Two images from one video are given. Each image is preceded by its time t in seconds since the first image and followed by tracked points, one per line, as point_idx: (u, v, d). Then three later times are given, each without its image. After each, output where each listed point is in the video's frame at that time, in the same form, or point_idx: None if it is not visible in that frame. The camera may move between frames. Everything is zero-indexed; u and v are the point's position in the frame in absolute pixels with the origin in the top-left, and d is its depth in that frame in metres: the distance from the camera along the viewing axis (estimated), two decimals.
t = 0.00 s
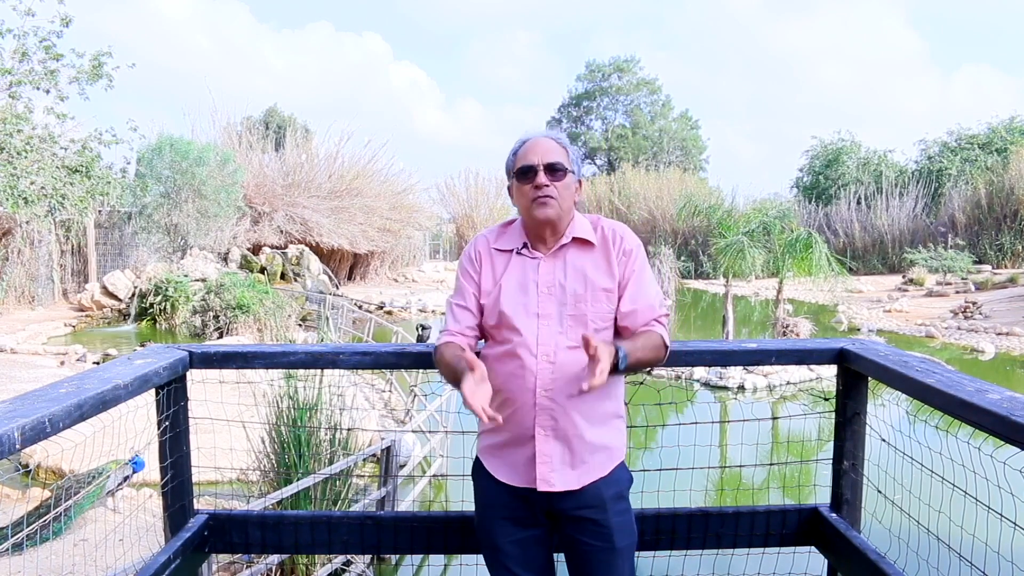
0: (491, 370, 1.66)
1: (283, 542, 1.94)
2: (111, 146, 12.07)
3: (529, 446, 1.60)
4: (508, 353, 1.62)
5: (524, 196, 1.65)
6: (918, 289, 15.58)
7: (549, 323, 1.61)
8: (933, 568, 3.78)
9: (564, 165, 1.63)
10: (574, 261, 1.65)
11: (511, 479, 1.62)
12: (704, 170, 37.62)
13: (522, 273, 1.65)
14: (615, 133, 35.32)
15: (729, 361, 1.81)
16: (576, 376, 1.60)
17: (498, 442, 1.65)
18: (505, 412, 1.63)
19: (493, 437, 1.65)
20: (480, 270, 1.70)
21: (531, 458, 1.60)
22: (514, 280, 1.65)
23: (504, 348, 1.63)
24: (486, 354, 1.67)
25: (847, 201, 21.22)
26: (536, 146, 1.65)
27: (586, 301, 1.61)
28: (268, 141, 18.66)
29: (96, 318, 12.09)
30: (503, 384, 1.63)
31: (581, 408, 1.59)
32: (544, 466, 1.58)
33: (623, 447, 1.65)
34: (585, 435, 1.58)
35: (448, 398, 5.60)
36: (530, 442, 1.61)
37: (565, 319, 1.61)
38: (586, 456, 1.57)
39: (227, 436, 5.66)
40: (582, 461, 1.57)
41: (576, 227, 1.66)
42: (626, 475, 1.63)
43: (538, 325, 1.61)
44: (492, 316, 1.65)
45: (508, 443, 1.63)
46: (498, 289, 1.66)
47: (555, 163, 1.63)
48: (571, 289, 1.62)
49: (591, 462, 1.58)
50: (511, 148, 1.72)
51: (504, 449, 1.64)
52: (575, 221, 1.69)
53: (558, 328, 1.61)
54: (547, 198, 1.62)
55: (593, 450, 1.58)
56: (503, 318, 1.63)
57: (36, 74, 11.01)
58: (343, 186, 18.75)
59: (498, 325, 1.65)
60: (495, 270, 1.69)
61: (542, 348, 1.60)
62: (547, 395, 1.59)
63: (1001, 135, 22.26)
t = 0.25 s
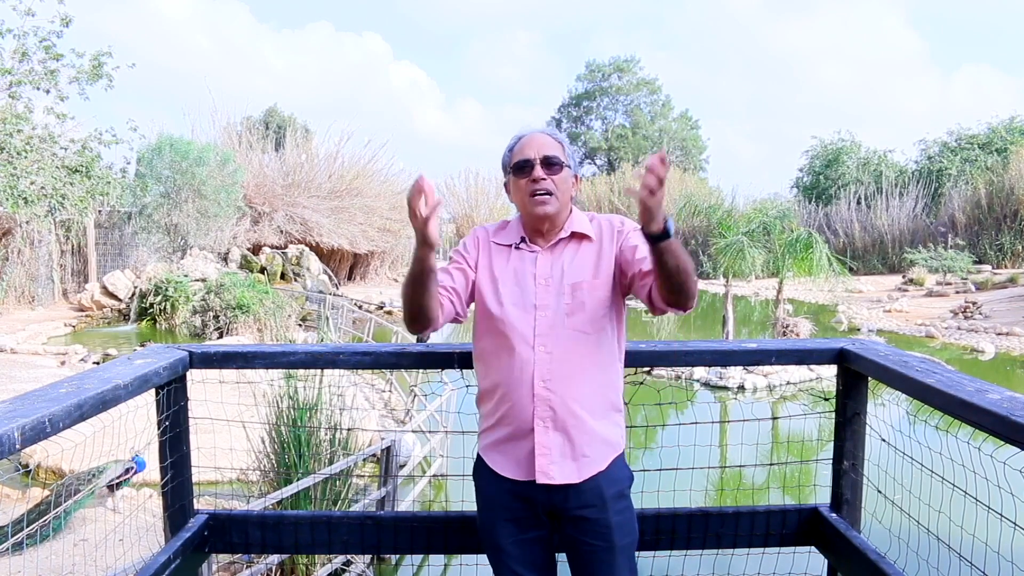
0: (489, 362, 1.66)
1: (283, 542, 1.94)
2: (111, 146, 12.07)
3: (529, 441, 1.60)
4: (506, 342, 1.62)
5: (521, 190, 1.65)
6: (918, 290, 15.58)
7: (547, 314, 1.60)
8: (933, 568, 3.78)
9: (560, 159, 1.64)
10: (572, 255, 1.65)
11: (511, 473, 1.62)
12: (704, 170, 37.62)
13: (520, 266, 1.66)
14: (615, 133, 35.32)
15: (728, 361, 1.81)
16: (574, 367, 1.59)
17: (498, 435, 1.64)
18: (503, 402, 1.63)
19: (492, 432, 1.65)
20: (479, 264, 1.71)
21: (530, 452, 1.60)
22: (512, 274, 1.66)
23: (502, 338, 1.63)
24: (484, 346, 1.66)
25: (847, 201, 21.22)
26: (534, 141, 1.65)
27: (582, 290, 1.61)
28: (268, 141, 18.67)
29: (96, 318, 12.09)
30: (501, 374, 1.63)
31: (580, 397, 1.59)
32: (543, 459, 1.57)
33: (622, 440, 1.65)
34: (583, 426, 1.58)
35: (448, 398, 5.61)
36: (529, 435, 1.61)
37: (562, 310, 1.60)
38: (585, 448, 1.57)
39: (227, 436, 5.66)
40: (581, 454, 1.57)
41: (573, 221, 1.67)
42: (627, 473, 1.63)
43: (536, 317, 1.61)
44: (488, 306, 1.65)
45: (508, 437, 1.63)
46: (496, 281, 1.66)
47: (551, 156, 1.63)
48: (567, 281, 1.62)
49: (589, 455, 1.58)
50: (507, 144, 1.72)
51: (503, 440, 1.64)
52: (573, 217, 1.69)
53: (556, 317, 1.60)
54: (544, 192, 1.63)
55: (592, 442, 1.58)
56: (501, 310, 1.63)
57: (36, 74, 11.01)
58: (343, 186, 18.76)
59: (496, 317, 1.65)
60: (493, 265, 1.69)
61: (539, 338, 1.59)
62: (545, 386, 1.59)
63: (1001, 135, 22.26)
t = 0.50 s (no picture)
0: (489, 364, 1.66)
1: (283, 541, 1.94)
2: (111, 146, 12.08)
3: (528, 443, 1.60)
4: (505, 345, 1.62)
5: (518, 192, 1.65)
6: (918, 289, 15.57)
7: (547, 317, 1.60)
8: (932, 568, 3.78)
9: (560, 162, 1.64)
10: (571, 257, 1.65)
11: (510, 476, 1.62)
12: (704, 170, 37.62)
13: (519, 269, 1.65)
14: (615, 133, 35.31)
15: (727, 361, 1.81)
16: (574, 369, 1.59)
17: (497, 437, 1.65)
18: (502, 404, 1.63)
19: (491, 433, 1.65)
20: (478, 265, 1.70)
21: (530, 454, 1.60)
22: (511, 277, 1.66)
23: (502, 340, 1.62)
24: (484, 348, 1.66)
25: (847, 201, 21.21)
26: (533, 143, 1.65)
27: (583, 292, 1.61)
28: (268, 141, 18.67)
29: (96, 318, 12.08)
30: (501, 377, 1.63)
31: (579, 399, 1.59)
32: (542, 461, 1.57)
33: (621, 442, 1.65)
34: (582, 428, 1.58)
35: (448, 398, 5.61)
36: (529, 438, 1.60)
37: (562, 312, 1.60)
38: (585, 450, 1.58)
39: (227, 436, 5.66)
40: (580, 456, 1.57)
41: (573, 223, 1.66)
42: (626, 472, 1.63)
43: (535, 319, 1.61)
44: (488, 309, 1.65)
45: (507, 439, 1.63)
46: (495, 283, 1.66)
47: (551, 158, 1.63)
48: (567, 283, 1.62)
49: (589, 456, 1.58)
50: (506, 144, 1.72)
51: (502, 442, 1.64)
52: (572, 218, 1.69)
53: (556, 320, 1.60)
54: (544, 194, 1.62)
55: (591, 444, 1.58)
56: (500, 313, 1.63)
57: (36, 74, 11.01)
58: (343, 186, 18.76)
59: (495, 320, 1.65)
60: (492, 267, 1.69)
61: (539, 340, 1.59)
62: (545, 388, 1.58)
63: (1001, 136, 22.26)
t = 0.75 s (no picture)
0: (491, 378, 1.66)
1: (283, 542, 1.94)
2: (111, 146, 12.07)
3: (532, 452, 1.61)
4: (509, 361, 1.62)
5: (519, 205, 1.65)
6: (918, 290, 15.58)
7: (550, 330, 1.60)
8: (932, 568, 3.78)
9: (560, 172, 1.63)
10: (572, 269, 1.65)
11: (513, 485, 1.62)
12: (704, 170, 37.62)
13: (520, 282, 1.65)
14: (615, 133, 35.31)
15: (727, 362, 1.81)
16: (577, 383, 1.59)
17: (499, 447, 1.65)
18: (506, 417, 1.63)
19: (494, 444, 1.66)
20: (478, 280, 1.70)
21: (533, 463, 1.60)
22: (511, 290, 1.65)
23: (506, 356, 1.63)
24: (487, 363, 1.67)
25: (847, 201, 21.21)
26: (532, 153, 1.65)
27: (585, 307, 1.61)
28: (268, 141, 18.67)
29: (96, 318, 12.09)
30: (504, 391, 1.63)
31: (583, 412, 1.59)
32: (547, 472, 1.58)
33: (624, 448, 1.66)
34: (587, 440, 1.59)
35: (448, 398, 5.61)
36: (532, 447, 1.61)
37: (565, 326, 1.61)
38: (589, 460, 1.58)
39: (227, 436, 5.66)
40: (585, 466, 1.58)
41: (573, 233, 1.66)
42: (629, 473, 1.64)
43: (538, 333, 1.61)
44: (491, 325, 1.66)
45: (510, 448, 1.63)
46: (497, 299, 1.66)
47: (551, 170, 1.63)
48: (569, 295, 1.62)
49: (593, 466, 1.58)
50: (505, 153, 1.72)
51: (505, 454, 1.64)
52: (572, 227, 1.69)
53: (560, 336, 1.61)
54: (544, 206, 1.62)
55: (595, 455, 1.59)
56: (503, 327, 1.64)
57: (36, 74, 11.01)
58: (343, 186, 18.76)
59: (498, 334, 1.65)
60: (492, 280, 1.68)
61: (543, 356, 1.59)
62: (549, 401, 1.59)
63: (1001, 135, 22.27)
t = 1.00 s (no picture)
0: (496, 382, 1.66)
1: (283, 542, 1.94)
2: (111, 146, 12.07)
3: (537, 455, 1.61)
4: (514, 365, 1.62)
5: (523, 207, 1.65)
6: (918, 289, 15.58)
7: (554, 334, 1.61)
8: (932, 568, 3.78)
9: (565, 175, 1.64)
10: (576, 272, 1.65)
11: (518, 487, 1.62)
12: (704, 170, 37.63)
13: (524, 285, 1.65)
14: (615, 133, 35.31)
15: (728, 363, 1.81)
16: (583, 387, 1.60)
17: (504, 451, 1.65)
18: (510, 422, 1.63)
19: (498, 447, 1.66)
20: (482, 283, 1.69)
21: (538, 466, 1.60)
22: (515, 293, 1.65)
23: (511, 360, 1.63)
24: (491, 366, 1.67)
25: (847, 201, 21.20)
26: (536, 155, 1.65)
27: (590, 312, 1.62)
28: (268, 141, 18.66)
29: (96, 318, 12.09)
30: (509, 396, 1.63)
31: (589, 415, 1.60)
32: (552, 474, 1.58)
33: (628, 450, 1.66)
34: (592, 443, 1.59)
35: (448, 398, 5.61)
36: (537, 449, 1.61)
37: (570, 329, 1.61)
38: (594, 462, 1.59)
39: (227, 436, 5.66)
40: (590, 468, 1.59)
41: (578, 236, 1.66)
42: (632, 474, 1.64)
43: (542, 337, 1.61)
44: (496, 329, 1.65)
45: (514, 451, 1.63)
46: (502, 303, 1.66)
47: (556, 172, 1.63)
48: (574, 299, 1.62)
49: (599, 469, 1.59)
50: (509, 155, 1.72)
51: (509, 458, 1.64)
52: (575, 230, 1.69)
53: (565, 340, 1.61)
54: (548, 210, 1.62)
55: (601, 458, 1.59)
56: (508, 331, 1.63)
57: (36, 74, 11.01)
58: (343, 185, 18.76)
59: (502, 339, 1.65)
60: (496, 283, 1.68)
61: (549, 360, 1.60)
62: (554, 405, 1.59)
63: (1001, 135, 22.26)
